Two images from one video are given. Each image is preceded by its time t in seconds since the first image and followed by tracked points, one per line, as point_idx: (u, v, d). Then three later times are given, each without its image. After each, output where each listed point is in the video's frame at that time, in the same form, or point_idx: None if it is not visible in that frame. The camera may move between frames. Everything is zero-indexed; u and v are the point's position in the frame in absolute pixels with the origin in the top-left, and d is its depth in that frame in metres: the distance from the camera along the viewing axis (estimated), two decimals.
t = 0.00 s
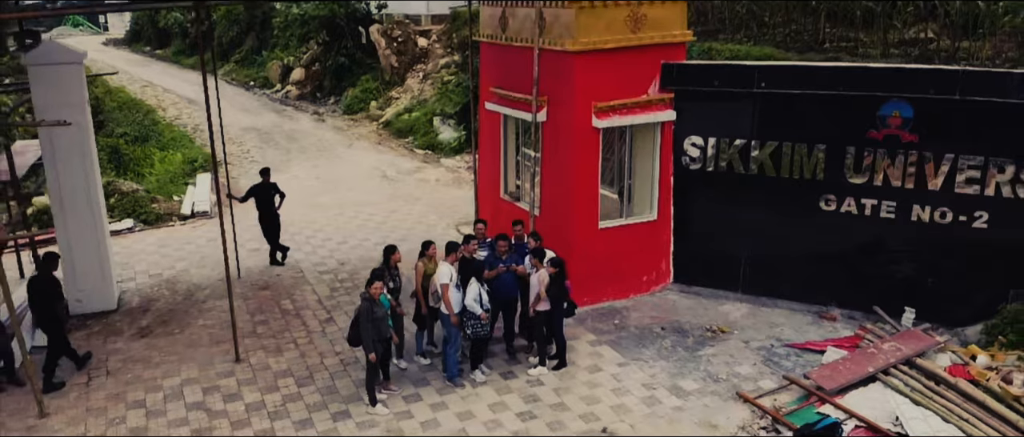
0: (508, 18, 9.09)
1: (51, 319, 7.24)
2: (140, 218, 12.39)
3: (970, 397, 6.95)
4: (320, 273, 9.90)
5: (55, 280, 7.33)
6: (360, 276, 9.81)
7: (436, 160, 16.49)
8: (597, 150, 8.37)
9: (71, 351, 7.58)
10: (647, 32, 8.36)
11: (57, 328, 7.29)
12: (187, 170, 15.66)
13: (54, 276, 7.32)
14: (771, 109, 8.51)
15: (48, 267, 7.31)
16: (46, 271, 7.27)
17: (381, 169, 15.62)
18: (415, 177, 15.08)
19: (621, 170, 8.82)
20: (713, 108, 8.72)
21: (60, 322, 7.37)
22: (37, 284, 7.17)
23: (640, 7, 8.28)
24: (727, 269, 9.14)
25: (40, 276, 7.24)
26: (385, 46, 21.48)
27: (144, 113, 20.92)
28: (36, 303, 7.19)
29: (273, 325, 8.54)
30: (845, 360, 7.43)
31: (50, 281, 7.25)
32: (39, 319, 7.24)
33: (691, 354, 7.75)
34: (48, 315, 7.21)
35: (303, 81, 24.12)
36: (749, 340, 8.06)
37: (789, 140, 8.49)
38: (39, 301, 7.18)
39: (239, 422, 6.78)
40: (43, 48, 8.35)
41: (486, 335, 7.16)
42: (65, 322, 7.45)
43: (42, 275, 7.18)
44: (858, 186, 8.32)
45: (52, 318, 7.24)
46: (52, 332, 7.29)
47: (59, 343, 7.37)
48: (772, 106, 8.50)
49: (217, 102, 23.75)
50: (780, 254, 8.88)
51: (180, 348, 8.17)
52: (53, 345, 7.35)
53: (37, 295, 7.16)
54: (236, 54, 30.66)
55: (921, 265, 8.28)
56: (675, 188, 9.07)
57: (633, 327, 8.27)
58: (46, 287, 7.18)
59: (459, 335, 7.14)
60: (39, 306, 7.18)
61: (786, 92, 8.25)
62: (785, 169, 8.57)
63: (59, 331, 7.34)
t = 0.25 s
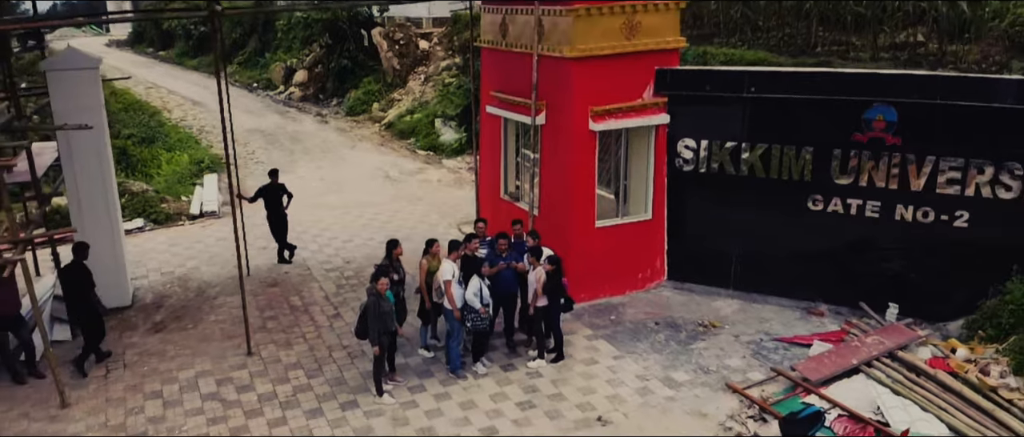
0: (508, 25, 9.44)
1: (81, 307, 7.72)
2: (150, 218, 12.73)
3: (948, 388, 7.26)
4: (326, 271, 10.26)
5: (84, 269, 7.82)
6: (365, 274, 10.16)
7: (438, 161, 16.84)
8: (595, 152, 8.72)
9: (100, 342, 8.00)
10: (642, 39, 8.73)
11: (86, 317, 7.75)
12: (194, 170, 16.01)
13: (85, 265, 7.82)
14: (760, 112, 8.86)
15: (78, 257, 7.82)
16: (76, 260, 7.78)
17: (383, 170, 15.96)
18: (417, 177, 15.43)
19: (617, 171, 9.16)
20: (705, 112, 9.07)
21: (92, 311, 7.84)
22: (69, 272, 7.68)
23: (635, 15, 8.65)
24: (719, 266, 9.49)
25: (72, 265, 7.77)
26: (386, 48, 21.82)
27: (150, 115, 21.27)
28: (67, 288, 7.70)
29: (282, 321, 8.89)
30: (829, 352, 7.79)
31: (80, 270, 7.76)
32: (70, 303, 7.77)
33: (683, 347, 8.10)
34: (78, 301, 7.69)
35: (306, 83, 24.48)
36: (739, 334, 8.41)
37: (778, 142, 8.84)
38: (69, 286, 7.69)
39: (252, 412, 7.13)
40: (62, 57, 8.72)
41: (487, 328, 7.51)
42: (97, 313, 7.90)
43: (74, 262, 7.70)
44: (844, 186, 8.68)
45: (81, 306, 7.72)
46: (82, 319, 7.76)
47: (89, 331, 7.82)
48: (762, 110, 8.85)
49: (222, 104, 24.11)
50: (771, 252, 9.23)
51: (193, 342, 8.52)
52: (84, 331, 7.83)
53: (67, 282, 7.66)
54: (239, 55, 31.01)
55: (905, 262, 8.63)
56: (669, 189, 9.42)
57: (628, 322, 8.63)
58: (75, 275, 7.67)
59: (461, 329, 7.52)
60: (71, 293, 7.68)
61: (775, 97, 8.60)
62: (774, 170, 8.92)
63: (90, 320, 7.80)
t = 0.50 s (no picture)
0: (508, 31, 9.79)
1: (109, 294, 8.20)
2: (159, 217, 13.08)
3: (926, 379, 7.59)
4: (332, 269, 10.63)
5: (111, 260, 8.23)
6: (370, 272, 10.53)
7: (439, 161, 17.19)
8: (591, 154, 9.09)
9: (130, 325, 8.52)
10: (636, 46, 9.09)
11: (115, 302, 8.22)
12: (200, 171, 16.36)
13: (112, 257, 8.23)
14: (750, 116, 9.22)
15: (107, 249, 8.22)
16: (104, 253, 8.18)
17: (386, 171, 16.33)
18: (419, 178, 15.80)
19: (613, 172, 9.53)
20: (697, 115, 9.43)
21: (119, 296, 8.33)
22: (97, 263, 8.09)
23: (630, 22, 9.01)
24: (711, 264, 9.85)
25: (101, 256, 8.18)
26: (389, 51, 22.18)
27: (156, 117, 21.62)
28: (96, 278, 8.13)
29: (290, 316, 9.26)
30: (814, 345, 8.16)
31: (108, 262, 8.17)
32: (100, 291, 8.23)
33: (676, 341, 8.47)
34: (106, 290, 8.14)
35: (309, 84, 24.84)
36: (729, 329, 8.78)
37: (767, 145, 9.19)
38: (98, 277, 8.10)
39: (264, 401, 7.49)
40: (79, 61, 9.09)
41: (487, 322, 7.88)
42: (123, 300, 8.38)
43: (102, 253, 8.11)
44: (831, 187, 9.04)
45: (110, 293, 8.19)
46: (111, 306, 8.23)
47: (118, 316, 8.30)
48: (752, 114, 9.20)
49: (226, 106, 24.47)
50: (760, 250, 9.59)
51: (206, 336, 8.88)
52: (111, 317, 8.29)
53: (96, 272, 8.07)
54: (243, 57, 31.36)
55: (888, 259, 8.99)
56: (663, 189, 9.78)
57: (624, 318, 9.00)
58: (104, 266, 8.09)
59: (462, 323, 7.90)
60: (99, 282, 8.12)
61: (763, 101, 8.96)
62: (764, 171, 9.28)
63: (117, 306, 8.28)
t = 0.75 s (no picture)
0: (507, 36, 10.14)
1: (136, 286, 8.59)
2: (168, 217, 13.43)
3: (907, 371, 7.95)
4: (338, 266, 11.01)
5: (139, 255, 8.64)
6: (374, 269, 10.91)
7: (440, 162, 17.55)
8: (587, 155, 9.46)
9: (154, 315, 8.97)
10: (631, 51, 9.47)
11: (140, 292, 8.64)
12: (207, 171, 16.71)
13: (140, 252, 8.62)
14: (740, 119, 9.59)
15: (134, 244, 8.60)
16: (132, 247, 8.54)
17: (388, 172, 16.70)
18: (421, 178, 16.17)
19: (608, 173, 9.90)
20: (690, 118, 9.80)
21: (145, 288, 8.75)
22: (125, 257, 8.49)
23: (625, 29, 9.38)
24: (703, 261, 10.23)
25: (128, 251, 8.58)
26: (390, 53, 22.54)
27: (161, 118, 21.98)
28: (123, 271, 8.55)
29: (298, 312, 9.63)
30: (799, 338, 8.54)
31: (135, 256, 8.57)
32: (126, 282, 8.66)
33: (668, 335, 8.86)
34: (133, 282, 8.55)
35: (312, 86, 25.21)
36: (719, 323, 9.16)
37: (756, 147, 9.57)
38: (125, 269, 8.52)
39: (275, 391, 7.86)
40: (95, 66, 9.46)
41: (486, 316, 8.26)
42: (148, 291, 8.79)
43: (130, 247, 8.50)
44: (818, 187, 9.41)
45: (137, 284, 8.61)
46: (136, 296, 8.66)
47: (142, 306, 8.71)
48: (742, 117, 9.57)
49: (230, 107, 24.84)
50: (751, 248, 9.96)
51: (217, 330, 9.25)
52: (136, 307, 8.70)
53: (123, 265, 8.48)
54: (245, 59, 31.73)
55: (872, 256, 9.37)
56: (657, 189, 10.16)
57: (619, 313, 9.38)
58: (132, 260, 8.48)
59: (463, 317, 8.28)
60: (126, 275, 8.53)
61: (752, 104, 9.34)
62: (753, 172, 9.65)
63: (142, 297, 8.70)
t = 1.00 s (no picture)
0: (507, 41, 10.50)
1: (164, 275, 9.10)
2: (177, 216, 13.81)
3: (889, 363, 8.30)
4: (343, 264, 11.40)
5: (166, 247, 9.11)
6: (378, 267, 11.30)
7: (442, 163, 17.92)
8: (583, 156, 9.83)
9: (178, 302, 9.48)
10: (626, 57, 9.85)
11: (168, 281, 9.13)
12: (214, 172, 17.08)
13: (166, 244, 9.09)
14: (731, 122, 9.98)
15: (162, 236, 9.06)
16: (159, 240, 9.00)
17: (391, 172, 17.09)
18: (422, 178, 16.55)
19: (604, 174, 10.28)
20: (683, 121, 10.18)
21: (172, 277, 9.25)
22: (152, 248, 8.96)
23: (620, 35, 9.76)
24: (696, 258, 10.62)
25: (156, 242, 9.04)
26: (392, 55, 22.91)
27: (167, 119, 22.35)
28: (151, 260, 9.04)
29: (306, 307, 10.02)
30: (786, 332, 8.93)
31: (162, 247, 9.03)
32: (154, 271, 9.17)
33: (661, 329, 9.25)
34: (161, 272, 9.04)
35: (315, 88, 25.59)
36: (710, 318, 9.54)
37: (747, 149, 9.96)
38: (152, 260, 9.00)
39: (286, 382, 8.24)
40: (110, 70, 9.82)
41: (487, 311, 8.64)
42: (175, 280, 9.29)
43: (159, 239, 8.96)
44: (806, 187, 9.79)
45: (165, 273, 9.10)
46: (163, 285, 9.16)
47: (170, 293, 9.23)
48: (732, 120, 9.96)
49: (234, 109, 25.21)
50: (741, 246, 10.35)
51: (228, 324, 9.63)
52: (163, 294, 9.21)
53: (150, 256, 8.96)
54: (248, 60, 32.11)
55: (858, 254, 9.76)
56: (651, 189, 10.54)
57: (614, 309, 9.78)
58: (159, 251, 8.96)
59: (464, 312, 8.66)
60: (154, 264, 9.03)
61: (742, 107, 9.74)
62: (744, 173, 10.04)
63: (170, 285, 9.19)
